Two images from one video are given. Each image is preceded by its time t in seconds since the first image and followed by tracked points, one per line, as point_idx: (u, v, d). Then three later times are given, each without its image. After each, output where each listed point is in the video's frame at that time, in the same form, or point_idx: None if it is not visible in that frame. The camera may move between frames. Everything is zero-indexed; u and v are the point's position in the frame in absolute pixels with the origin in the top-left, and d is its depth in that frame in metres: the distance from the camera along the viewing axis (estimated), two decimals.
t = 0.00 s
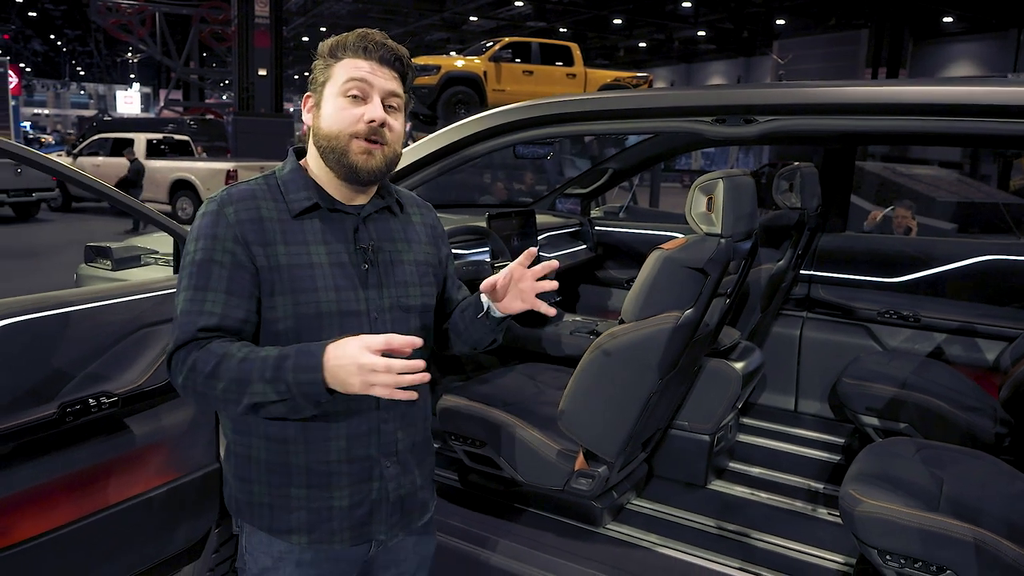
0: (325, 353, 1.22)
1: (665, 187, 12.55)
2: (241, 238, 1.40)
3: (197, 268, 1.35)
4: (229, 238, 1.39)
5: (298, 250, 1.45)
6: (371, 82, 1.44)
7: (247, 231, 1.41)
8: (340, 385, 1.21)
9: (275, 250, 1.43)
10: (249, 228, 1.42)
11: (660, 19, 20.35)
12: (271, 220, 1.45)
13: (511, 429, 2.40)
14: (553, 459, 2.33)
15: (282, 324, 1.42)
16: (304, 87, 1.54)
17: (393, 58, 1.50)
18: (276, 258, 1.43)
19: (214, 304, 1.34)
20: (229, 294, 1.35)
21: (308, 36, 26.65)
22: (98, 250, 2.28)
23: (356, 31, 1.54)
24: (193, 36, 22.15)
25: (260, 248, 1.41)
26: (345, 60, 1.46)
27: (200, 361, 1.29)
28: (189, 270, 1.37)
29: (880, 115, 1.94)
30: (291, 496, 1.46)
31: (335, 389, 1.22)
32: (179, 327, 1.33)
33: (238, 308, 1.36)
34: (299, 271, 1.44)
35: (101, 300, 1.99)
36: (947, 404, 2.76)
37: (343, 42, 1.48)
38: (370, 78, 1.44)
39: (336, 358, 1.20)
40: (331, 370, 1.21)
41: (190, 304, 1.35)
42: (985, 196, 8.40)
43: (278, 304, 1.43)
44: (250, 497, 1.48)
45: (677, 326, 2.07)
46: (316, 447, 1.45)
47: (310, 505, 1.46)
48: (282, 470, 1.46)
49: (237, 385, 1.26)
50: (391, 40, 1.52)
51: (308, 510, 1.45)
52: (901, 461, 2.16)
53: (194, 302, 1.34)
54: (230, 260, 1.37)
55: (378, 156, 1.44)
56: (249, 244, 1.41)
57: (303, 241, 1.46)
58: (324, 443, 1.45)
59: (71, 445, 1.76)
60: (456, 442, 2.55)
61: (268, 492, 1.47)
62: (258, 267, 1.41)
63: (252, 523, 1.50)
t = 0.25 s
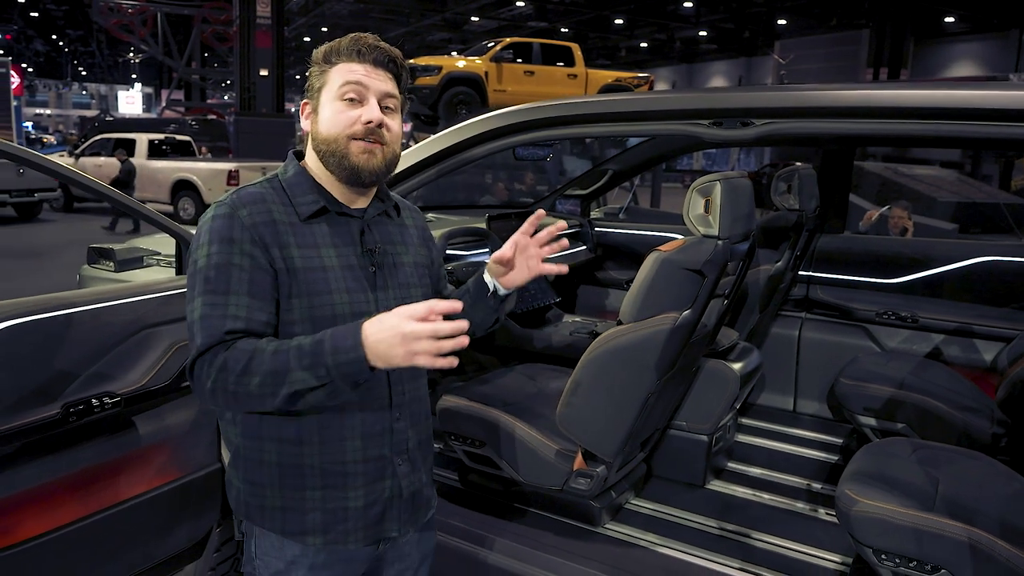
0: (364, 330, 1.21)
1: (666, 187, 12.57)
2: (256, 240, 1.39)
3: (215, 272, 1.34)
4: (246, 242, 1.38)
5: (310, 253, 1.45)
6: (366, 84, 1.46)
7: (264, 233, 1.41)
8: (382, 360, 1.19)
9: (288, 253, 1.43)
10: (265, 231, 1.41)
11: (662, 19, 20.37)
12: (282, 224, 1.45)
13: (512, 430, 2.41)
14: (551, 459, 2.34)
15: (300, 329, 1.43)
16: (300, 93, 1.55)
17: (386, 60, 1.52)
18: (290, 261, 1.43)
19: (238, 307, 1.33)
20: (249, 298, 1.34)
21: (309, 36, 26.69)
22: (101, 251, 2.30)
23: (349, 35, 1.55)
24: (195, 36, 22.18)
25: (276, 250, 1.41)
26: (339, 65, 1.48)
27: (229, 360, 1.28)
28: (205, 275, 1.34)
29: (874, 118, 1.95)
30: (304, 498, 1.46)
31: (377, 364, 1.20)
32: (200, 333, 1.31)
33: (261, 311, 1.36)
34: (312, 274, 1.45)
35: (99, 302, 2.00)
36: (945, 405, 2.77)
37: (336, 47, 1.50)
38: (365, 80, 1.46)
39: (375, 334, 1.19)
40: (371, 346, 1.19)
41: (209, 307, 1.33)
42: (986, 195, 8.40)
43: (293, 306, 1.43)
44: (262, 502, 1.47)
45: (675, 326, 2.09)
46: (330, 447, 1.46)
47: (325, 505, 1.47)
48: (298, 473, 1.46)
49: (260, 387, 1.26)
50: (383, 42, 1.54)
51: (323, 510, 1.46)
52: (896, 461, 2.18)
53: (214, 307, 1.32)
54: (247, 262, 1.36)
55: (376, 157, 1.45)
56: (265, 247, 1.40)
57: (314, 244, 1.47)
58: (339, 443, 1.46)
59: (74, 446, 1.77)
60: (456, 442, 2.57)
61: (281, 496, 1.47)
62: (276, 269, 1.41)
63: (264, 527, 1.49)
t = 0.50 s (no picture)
0: (395, 310, 1.26)
1: (667, 187, 12.58)
2: (273, 240, 1.39)
3: (233, 272, 1.33)
4: (263, 241, 1.37)
5: (322, 253, 1.46)
6: (368, 87, 1.47)
7: (279, 233, 1.41)
8: (417, 336, 1.24)
9: (302, 253, 1.43)
10: (280, 230, 1.41)
11: (663, 19, 20.37)
12: (295, 224, 1.45)
13: (514, 430, 2.42)
14: (552, 459, 2.35)
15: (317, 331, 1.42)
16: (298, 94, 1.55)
17: (387, 62, 1.52)
18: (304, 261, 1.43)
19: (261, 307, 1.32)
20: (271, 297, 1.34)
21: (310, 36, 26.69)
22: (103, 252, 2.31)
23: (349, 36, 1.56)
24: (196, 37, 22.19)
25: (291, 250, 1.42)
26: (341, 67, 1.48)
27: (262, 356, 1.27)
28: (221, 275, 1.33)
29: (872, 119, 1.96)
30: (318, 497, 1.47)
31: (414, 344, 1.25)
32: (228, 334, 1.30)
33: (283, 311, 1.35)
34: (325, 274, 1.45)
35: (101, 303, 2.00)
36: (945, 405, 2.78)
37: (338, 48, 1.50)
38: (368, 83, 1.47)
39: (410, 315, 1.24)
40: (406, 328, 1.24)
41: (231, 307, 1.32)
42: (986, 194, 8.41)
43: (309, 304, 1.43)
44: (275, 504, 1.47)
45: (676, 326, 2.10)
46: (344, 447, 1.47)
47: (340, 505, 1.48)
48: (310, 473, 1.46)
49: (288, 386, 1.28)
50: (383, 44, 1.55)
51: (337, 509, 1.47)
52: (894, 461, 2.19)
53: (238, 305, 1.32)
54: (266, 262, 1.36)
55: (378, 160, 1.47)
56: (281, 247, 1.40)
57: (325, 244, 1.47)
58: (354, 441, 1.47)
59: (77, 445, 1.78)
60: (457, 442, 2.57)
61: (295, 498, 1.47)
62: (292, 268, 1.41)
63: (275, 529, 1.49)
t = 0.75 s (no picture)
0: (421, 354, 1.31)
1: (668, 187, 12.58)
2: (285, 245, 1.40)
3: (246, 278, 1.34)
4: (276, 247, 1.38)
5: (333, 258, 1.47)
6: (381, 96, 1.47)
7: (291, 239, 1.42)
8: (434, 387, 1.30)
9: (314, 258, 1.44)
10: (293, 236, 1.42)
11: (663, 19, 20.37)
12: (306, 230, 1.46)
13: (521, 433, 2.42)
14: (555, 460, 2.36)
15: (328, 336, 1.43)
16: (308, 95, 1.54)
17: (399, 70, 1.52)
18: (315, 266, 1.44)
19: (273, 314, 1.33)
20: (284, 304, 1.35)
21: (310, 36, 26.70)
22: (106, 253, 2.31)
23: (360, 40, 1.54)
24: (197, 37, 22.20)
25: (302, 255, 1.43)
26: (354, 75, 1.47)
27: (281, 372, 1.28)
28: (233, 280, 1.34)
29: (874, 121, 1.96)
30: (329, 501, 1.48)
31: (429, 391, 1.31)
32: (243, 341, 1.30)
33: (295, 318, 1.36)
34: (336, 279, 1.46)
35: (103, 305, 1.99)
36: (947, 406, 2.79)
37: (349, 54, 1.50)
38: (381, 93, 1.47)
39: (434, 363, 1.30)
40: (426, 373, 1.30)
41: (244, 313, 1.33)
42: (986, 194, 8.41)
43: (321, 310, 1.43)
44: (285, 509, 1.47)
45: (679, 328, 2.11)
46: (355, 450, 1.48)
47: (351, 507, 1.49)
48: (321, 476, 1.47)
49: (310, 404, 1.29)
50: (394, 50, 1.54)
51: (348, 511, 1.48)
52: (896, 461, 2.19)
53: (251, 311, 1.32)
54: (278, 268, 1.37)
55: (389, 169, 1.48)
56: (294, 253, 1.41)
57: (335, 249, 1.48)
58: (365, 443, 1.48)
59: (83, 446, 1.79)
60: (460, 444, 2.58)
61: (304, 502, 1.47)
62: (304, 274, 1.42)
63: (282, 532, 1.49)
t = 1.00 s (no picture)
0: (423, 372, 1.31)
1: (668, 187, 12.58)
2: (291, 246, 1.40)
3: (251, 279, 1.34)
4: (281, 248, 1.39)
5: (340, 259, 1.47)
6: (396, 105, 1.47)
7: (298, 240, 1.42)
8: (433, 405, 1.31)
9: (320, 260, 1.44)
10: (300, 237, 1.43)
11: (663, 19, 20.36)
12: (313, 231, 1.46)
13: (524, 433, 2.42)
14: (560, 461, 2.36)
15: (332, 338, 1.44)
16: (323, 94, 1.54)
17: (415, 77, 1.51)
18: (321, 267, 1.44)
19: (277, 316, 1.33)
20: (287, 305, 1.35)
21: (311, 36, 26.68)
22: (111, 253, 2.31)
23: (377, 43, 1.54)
24: (197, 37, 22.21)
25: (309, 256, 1.43)
26: (369, 80, 1.47)
27: (283, 374, 1.28)
28: (239, 280, 1.34)
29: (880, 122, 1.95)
30: (328, 501, 1.48)
31: (429, 409, 1.31)
32: (240, 340, 1.31)
33: (298, 320, 1.37)
34: (342, 280, 1.46)
35: (108, 305, 2.00)
36: (949, 407, 2.79)
37: (366, 57, 1.49)
38: (395, 101, 1.47)
39: (436, 383, 1.30)
40: (427, 391, 1.30)
41: (248, 313, 1.34)
42: (987, 195, 8.41)
43: (325, 311, 1.43)
44: (285, 507, 1.48)
45: (683, 328, 2.11)
46: (356, 452, 1.48)
47: (350, 509, 1.49)
48: (322, 476, 1.47)
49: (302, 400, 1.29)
50: (410, 56, 1.53)
51: (347, 512, 1.48)
52: (900, 462, 2.20)
53: (255, 310, 1.33)
54: (284, 269, 1.37)
55: (400, 177, 1.49)
56: (300, 255, 1.41)
57: (342, 250, 1.48)
58: (366, 445, 1.49)
59: (87, 446, 1.79)
60: (464, 444, 2.58)
61: (304, 501, 1.48)
62: (310, 276, 1.42)
63: (284, 531, 1.50)
